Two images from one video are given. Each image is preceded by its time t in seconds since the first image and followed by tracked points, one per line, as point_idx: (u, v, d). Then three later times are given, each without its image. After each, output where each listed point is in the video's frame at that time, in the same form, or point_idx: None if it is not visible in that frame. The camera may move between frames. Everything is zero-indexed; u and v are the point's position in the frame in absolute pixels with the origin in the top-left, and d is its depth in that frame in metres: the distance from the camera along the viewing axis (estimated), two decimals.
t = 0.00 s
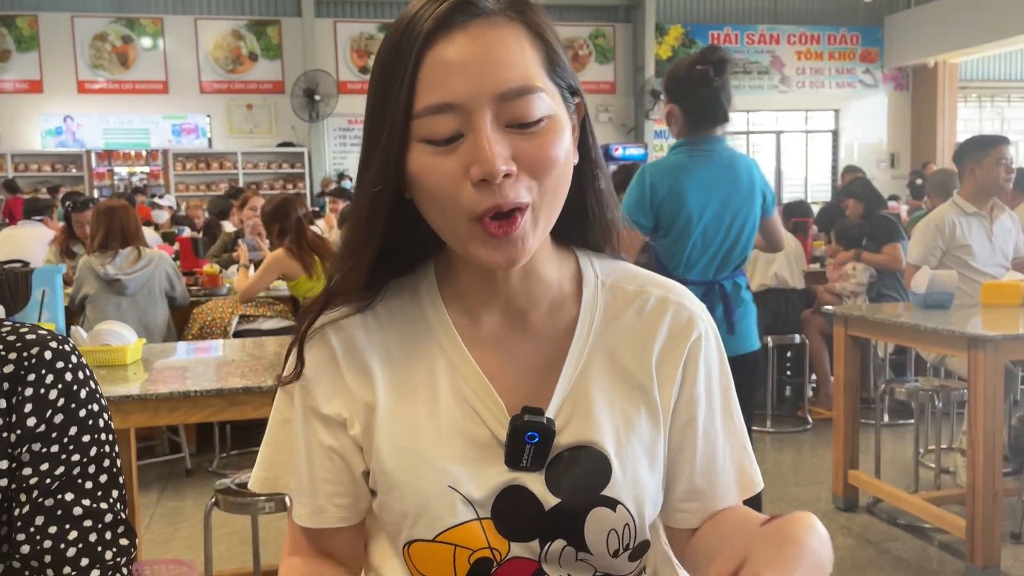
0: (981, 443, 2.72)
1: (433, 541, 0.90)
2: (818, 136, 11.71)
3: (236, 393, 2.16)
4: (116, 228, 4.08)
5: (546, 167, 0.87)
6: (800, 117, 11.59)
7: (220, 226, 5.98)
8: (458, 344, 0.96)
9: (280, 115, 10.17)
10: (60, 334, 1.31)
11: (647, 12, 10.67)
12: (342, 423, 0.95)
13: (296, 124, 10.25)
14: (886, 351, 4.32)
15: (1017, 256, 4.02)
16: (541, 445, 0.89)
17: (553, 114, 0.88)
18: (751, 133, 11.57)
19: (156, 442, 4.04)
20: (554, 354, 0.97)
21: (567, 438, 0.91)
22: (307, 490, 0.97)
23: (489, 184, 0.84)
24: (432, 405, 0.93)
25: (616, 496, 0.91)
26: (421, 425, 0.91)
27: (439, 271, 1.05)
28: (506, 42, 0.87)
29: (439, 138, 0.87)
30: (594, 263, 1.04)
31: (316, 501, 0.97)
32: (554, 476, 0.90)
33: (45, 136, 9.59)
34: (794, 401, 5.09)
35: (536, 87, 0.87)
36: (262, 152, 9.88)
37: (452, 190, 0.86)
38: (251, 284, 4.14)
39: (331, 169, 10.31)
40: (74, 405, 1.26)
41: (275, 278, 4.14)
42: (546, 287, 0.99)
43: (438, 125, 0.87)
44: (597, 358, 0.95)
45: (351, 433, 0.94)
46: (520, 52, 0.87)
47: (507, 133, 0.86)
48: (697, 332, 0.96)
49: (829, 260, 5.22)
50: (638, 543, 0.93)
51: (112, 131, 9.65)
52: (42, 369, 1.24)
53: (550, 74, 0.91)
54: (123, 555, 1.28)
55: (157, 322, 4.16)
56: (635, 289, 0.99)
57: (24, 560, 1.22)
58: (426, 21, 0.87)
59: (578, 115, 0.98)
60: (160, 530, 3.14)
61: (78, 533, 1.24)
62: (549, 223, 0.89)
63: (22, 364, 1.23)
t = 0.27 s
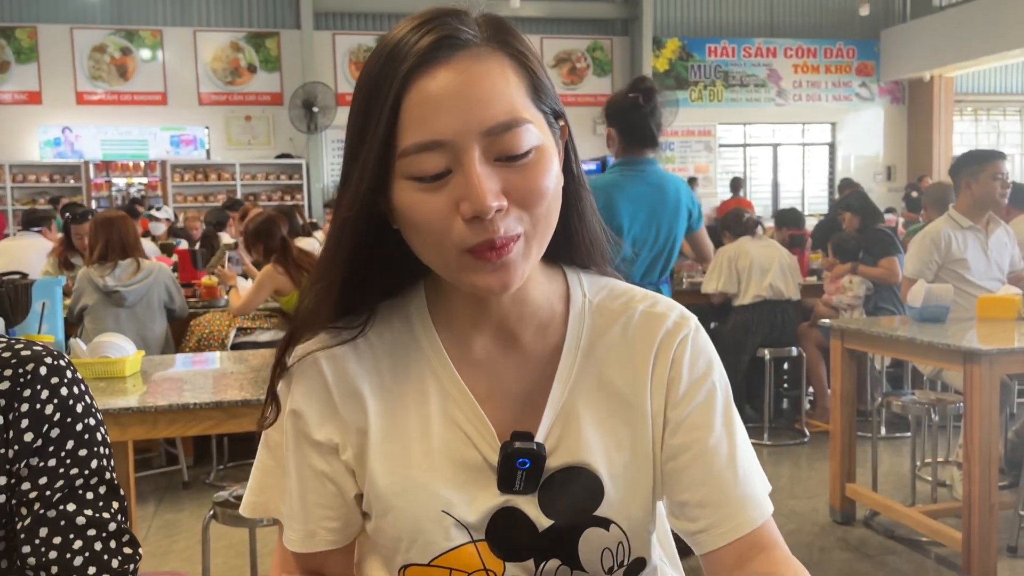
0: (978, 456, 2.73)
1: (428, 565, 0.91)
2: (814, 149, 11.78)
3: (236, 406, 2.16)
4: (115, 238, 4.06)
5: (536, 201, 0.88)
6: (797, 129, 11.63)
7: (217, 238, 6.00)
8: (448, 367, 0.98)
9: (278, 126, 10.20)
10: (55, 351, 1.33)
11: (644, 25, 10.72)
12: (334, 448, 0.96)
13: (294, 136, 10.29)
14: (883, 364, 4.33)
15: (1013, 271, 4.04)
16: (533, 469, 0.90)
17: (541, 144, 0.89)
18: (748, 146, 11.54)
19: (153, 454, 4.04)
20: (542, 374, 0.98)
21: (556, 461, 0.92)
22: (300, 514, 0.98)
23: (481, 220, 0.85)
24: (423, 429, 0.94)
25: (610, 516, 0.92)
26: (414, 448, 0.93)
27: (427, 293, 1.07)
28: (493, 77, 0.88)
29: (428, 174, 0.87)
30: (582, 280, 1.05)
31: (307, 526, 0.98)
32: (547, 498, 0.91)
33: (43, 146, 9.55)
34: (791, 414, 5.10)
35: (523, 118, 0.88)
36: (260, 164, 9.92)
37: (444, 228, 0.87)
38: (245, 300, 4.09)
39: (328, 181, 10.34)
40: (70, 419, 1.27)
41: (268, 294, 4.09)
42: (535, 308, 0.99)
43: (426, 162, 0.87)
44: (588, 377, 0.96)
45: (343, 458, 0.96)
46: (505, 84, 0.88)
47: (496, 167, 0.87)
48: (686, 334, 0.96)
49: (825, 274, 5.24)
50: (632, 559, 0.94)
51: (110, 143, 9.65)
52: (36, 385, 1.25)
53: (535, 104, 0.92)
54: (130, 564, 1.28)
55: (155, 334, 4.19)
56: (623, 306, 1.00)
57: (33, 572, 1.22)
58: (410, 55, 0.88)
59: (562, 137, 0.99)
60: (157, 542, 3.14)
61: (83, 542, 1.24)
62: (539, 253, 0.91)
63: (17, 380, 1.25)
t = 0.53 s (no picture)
0: (972, 465, 2.74)
1: None
2: (809, 159, 11.82)
3: (232, 413, 2.15)
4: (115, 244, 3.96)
5: (529, 223, 0.90)
6: (792, 139, 11.69)
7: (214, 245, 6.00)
8: (442, 381, 0.99)
9: (275, 134, 10.23)
10: (46, 365, 1.32)
11: (640, 34, 10.78)
12: (327, 459, 0.97)
13: (290, 143, 10.30)
14: (877, 373, 4.35)
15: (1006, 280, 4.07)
16: (522, 487, 0.91)
17: (536, 163, 0.90)
18: (744, 156, 11.59)
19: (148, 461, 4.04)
20: (536, 391, 1.00)
21: (546, 478, 0.93)
22: (294, 523, 0.98)
23: (468, 242, 0.87)
24: (416, 442, 0.95)
25: (600, 533, 0.92)
26: (406, 460, 0.94)
27: (424, 305, 1.08)
28: (489, 95, 0.89)
29: (419, 194, 0.89)
30: (579, 295, 1.06)
31: (302, 534, 0.99)
32: (537, 515, 0.92)
33: (39, 153, 9.55)
34: (786, 423, 5.11)
35: (517, 138, 0.89)
36: (257, 171, 9.90)
37: (432, 247, 0.89)
38: (238, 306, 4.14)
39: (325, 189, 10.37)
40: (64, 435, 1.27)
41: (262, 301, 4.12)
42: (530, 322, 1.00)
43: (417, 180, 0.88)
44: (579, 393, 0.97)
45: (335, 469, 0.96)
46: (500, 103, 0.89)
47: (489, 187, 0.88)
48: (679, 344, 0.97)
49: (820, 282, 5.26)
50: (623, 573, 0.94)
51: (107, 150, 9.63)
52: (30, 401, 1.25)
53: (533, 122, 0.93)
54: None
55: (152, 343, 4.20)
56: (618, 321, 1.01)
57: None
58: (406, 72, 0.88)
59: (560, 156, 1.01)
60: (152, 550, 3.13)
61: (79, 557, 1.25)
62: (529, 274, 0.92)
63: (9, 396, 1.24)
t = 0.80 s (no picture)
0: (963, 470, 2.76)
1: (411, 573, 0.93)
2: (803, 165, 11.87)
3: (226, 416, 2.16)
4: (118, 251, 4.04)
5: (522, 216, 0.91)
6: (786, 145, 11.73)
7: (208, 248, 6.00)
8: (434, 378, 0.99)
9: (270, 139, 10.22)
10: (37, 365, 1.32)
11: (635, 40, 10.82)
12: (316, 454, 0.97)
13: (285, 148, 10.29)
14: (870, 378, 4.37)
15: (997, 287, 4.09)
16: (512, 485, 0.92)
17: (530, 159, 0.91)
18: (738, 162, 11.63)
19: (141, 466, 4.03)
20: (529, 390, 1.00)
21: (537, 478, 0.93)
22: (281, 519, 0.99)
23: (460, 232, 0.88)
24: (408, 439, 0.95)
25: (592, 533, 0.92)
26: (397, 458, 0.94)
27: (419, 303, 1.08)
28: (485, 90, 0.90)
29: (414, 185, 0.90)
30: (574, 296, 1.07)
31: (288, 530, 0.99)
32: (527, 514, 0.93)
33: (34, 157, 9.53)
34: (780, 428, 5.12)
35: (512, 133, 0.90)
36: (251, 176, 9.89)
37: (424, 236, 0.89)
38: (230, 313, 4.08)
39: (320, 194, 10.38)
40: (55, 436, 1.27)
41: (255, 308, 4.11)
42: (522, 322, 1.02)
43: (412, 171, 0.89)
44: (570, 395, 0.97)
45: (324, 464, 0.96)
46: (496, 98, 0.90)
47: (482, 180, 0.89)
48: (673, 347, 0.97)
49: (814, 288, 5.28)
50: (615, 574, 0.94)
51: (101, 154, 9.61)
52: (21, 402, 1.24)
53: (529, 119, 0.94)
54: None
55: (145, 348, 4.20)
56: (611, 322, 1.01)
57: None
58: (403, 67, 0.90)
59: (556, 156, 1.01)
60: (144, 554, 3.13)
61: (71, 559, 1.25)
62: (523, 267, 0.93)
63: None
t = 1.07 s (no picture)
0: (954, 473, 2.78)
1: (409, 567, 0.93)
2: (797, 169, 11.91)
3: (221, 418, 2.17)
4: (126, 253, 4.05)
5: (530, 212, 0.92)
6: (780, 150, 11.78)
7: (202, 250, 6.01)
8: (436, 375, 1.00)
9: (265, 141, 10.22)
10: (37, 368, 1.33)
11: (631, 45, 10.86)
12: (319, 448, 0.97)
13: (280, 150, 10.29)
14: (862, 382, 4.39)
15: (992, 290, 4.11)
16: (511, 479, 0.93)
17: (538, 157, 0.93)
18: (732, 166, 11.67)
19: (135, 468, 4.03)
20: (528, 389, 1.01)
21: (535, 473, 0.94)
22: (283, 513, 0.99)
23: (471, 223, 0.89)
24: (409, 435, 0.96)
25: (588, 529, 0.94)
26: (396, 453, 0.95)
27: (422, 302, 1.09)
28: (496, 88, 0.92)
29: (427, 177, 0.91)
30: (572, 300, 1.08)
31: (289, 524, 1.00)
32: (525, 509, 0.94)
33: (27, 158, 9.45)
34: (773, 430, 5.15)
35: (521, 131, 0.92)
36: (246, 178, 9.88)
37: (434, 227, 0.91)
38: (224, 317, 4.06)
39: (315, 197, 10.39)
40: (55, 440, 1.28)
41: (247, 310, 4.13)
42: (523, 322, 1.03)
43: (426, 163, 0.91)
44: (568, 393, 0.98)
45: (326, 458, 0.97)
46: (506, 97, 0.92)
47: (493, 175, 0.90)
48: (669, 347, 1.00)
49: (807, 292, 5.30)
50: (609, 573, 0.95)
51: (95, 155, 9.60)
52: (22, 405, 1.26)
53: (536, 119, 0.96)
54: None
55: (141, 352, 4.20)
56: (609, 323, 1.03)
57: None
58: (417, 66, 0.92)
59: (560, 160, 1.03)
60: (139, 556, 3.13)
61: (70, 562, 1.26)
62: (529, 262, 0.94)
63: (0, 400, 1.25)
